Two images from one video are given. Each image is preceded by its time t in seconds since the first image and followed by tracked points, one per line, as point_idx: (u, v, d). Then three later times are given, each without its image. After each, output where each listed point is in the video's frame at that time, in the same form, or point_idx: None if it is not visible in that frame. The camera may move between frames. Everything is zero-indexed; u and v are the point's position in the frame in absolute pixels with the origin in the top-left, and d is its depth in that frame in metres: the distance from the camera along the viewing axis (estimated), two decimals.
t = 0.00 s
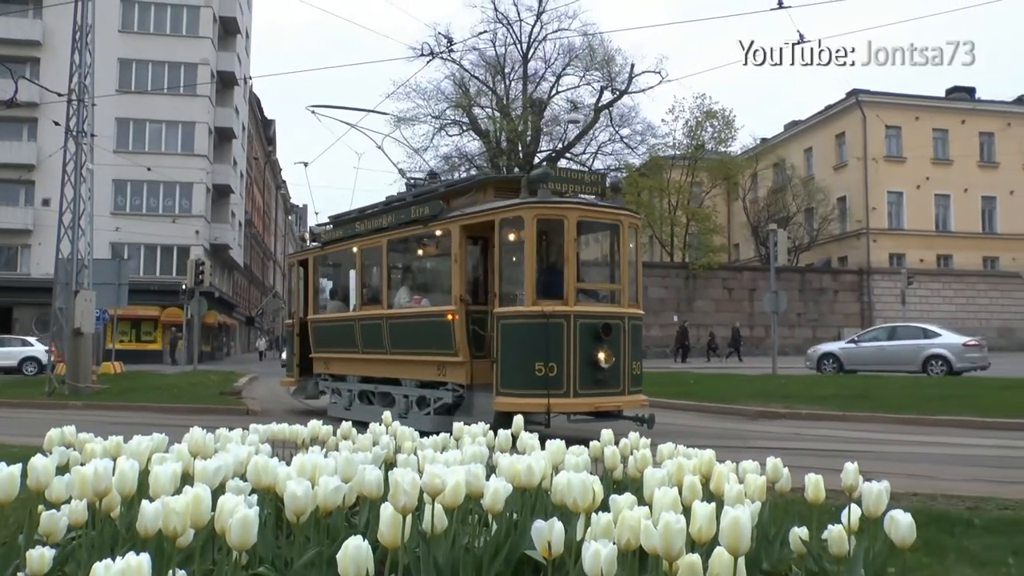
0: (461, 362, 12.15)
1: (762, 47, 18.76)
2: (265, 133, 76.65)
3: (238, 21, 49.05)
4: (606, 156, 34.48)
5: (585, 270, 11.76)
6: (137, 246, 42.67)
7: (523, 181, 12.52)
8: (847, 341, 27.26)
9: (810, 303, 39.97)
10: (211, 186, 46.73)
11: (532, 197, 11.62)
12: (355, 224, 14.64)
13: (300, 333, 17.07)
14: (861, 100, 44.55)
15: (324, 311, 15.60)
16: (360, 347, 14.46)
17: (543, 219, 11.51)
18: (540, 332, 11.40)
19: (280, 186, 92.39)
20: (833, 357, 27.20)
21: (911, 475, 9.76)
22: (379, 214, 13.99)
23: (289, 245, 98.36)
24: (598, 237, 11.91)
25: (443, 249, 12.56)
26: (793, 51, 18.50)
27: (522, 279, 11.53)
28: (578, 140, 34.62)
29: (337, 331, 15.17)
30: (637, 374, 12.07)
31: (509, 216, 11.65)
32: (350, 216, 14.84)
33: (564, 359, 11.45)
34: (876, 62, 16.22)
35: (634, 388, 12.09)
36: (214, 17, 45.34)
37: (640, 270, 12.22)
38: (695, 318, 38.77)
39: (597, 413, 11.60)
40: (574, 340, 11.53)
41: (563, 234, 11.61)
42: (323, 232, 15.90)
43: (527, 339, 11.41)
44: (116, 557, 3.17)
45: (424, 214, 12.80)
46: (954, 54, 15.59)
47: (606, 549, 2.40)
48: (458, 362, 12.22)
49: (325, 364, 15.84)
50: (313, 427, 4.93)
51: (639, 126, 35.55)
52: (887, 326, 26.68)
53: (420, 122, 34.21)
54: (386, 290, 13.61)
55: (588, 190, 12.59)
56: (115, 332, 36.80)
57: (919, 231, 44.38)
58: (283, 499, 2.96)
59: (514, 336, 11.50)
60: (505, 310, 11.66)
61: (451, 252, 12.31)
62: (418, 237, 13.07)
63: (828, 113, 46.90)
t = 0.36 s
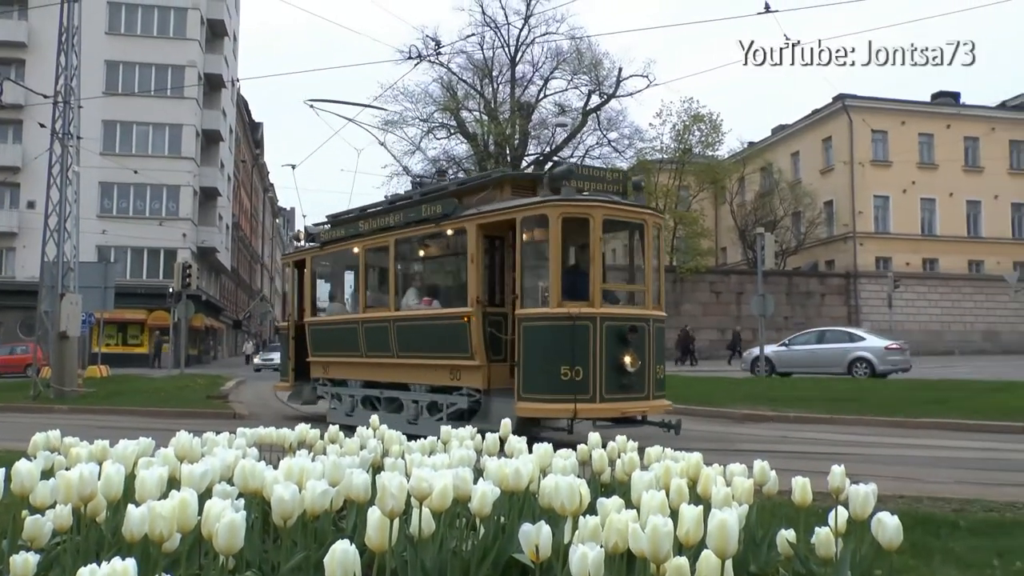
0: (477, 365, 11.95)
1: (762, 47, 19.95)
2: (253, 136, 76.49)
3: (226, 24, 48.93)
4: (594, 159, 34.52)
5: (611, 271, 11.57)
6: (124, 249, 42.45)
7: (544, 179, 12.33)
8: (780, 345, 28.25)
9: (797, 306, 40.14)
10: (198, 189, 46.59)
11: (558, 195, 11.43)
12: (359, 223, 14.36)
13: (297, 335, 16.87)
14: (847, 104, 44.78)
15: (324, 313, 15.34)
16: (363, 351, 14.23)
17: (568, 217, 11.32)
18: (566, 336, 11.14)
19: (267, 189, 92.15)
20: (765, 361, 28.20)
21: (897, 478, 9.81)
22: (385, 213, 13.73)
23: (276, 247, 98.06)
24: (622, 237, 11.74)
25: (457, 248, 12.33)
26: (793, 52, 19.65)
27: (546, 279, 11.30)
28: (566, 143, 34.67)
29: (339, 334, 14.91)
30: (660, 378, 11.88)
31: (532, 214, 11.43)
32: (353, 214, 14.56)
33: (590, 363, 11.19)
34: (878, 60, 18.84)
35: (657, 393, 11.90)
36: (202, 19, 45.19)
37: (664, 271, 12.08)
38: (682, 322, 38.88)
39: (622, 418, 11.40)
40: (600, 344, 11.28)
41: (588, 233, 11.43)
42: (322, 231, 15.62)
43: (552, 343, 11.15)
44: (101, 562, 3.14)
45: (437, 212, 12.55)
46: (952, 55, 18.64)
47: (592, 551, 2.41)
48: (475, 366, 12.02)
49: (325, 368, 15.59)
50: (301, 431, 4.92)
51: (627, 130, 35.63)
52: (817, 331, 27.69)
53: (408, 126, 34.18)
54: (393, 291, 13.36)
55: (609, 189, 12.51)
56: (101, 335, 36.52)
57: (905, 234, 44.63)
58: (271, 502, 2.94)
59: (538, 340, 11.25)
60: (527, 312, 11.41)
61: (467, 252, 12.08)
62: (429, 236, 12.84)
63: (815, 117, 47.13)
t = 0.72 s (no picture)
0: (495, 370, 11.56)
1: (761, 46, 18.14)
2: (238, 140, 76.18)
3: (212, 27, 48.79)
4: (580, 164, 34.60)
5: (639, 273, 11.18)
6: (109, 254, 42.22)
7: (566, 178, 11.94)
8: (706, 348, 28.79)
9: (783, 311, 40.44)
10: (184, 192, 46.46)
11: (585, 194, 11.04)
12: (363, 223, 13.95)
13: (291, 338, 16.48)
14: (832, 110, 45.04)
15: (322, 317, 14.92)
16: (368, 355, 13.81)
17: (596, 217, 10.93)
18: (593, 339, 10.73)
19: (253, 193, 91.81)
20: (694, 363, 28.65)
21: (882, 481, 9.86)
22: (392, 212, 13.33)
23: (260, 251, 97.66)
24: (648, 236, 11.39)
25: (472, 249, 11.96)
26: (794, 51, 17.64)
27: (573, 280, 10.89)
28: (552, 148, 34.69)
29: (340, 338, 14.50)
30: (686, 383, 11.48)
31: (557, 213, 11.02)
32: (357, 214, 14.15)
33: (618, 368, 10.78)
34: (878, 61, 17.69)
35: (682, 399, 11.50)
36: (187, 23, 45.05)
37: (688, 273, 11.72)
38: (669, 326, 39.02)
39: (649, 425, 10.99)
40: (627, 348, 10.87)
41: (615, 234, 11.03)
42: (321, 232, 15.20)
43: (579, 347, 10.73)
44: (84, 569, 3.12)
45: (451, 212, 12.18)
46: (953, 54, 17.25)
47: (579, 556, 2.41)
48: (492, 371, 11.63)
49: (324, 374, 15.18)
50: (286, 436, 4.92)
51: (613, 135, 35.72)
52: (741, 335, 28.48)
53: (394, 130, 34.19)
54: (401, 292, 12.97)
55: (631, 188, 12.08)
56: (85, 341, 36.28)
57: (889, 239, 44.92)
58: (256, 508, 2.93)
59: (563, 344, 10.82)
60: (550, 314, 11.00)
61: (483, 253, 11.68)
62: (442, 236, 12.45)
63: (799, 123, 47.39)
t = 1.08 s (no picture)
0: (511, 376, 11.21)
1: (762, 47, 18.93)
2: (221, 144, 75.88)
3: (195, 30, 48.57)
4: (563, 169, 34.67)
5: (664, 274, 10.88)
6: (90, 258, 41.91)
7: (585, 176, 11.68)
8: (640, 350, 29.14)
9: (765, 315, 40.81)
10: (166, 196, 46.25)
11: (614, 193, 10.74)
12: (364, 223, 13.55)
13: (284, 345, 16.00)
14: (813, 116, 45.32)
15: (320, 322, 14.53)
16: (371, 361, 13.39)
17: (622, 217, 10.63)
18: (621, 341, 10.41)
19: (236, 197, 91.41)
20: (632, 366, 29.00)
21: (864, 484, 9.91)
22: (396, 211, 12.95)
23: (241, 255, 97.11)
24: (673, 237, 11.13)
25: (484, 249, 11.64)
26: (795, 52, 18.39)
27: (598, 282, 10.57)
28: (535, 153, 34.79)
29: (339, 342, 14.09)
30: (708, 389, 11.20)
31: (582, 212, 10.70)
32: (358, 213, 13.76)
33: (646, 372, 10.46)
34: (879, 60, 18.44)
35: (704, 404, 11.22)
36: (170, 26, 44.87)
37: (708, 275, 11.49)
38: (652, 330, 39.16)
39: (676, 430, 10.67)
40: (655, 351, 10.57)
41: (642, 234, 10.73)
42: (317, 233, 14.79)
43: (606, 350, 10.40)
44: None
45: (463, 211, 11.82)
46: (952, 54, 18.44)
47: (563, 560, 2.40)
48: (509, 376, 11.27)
49: (321, 380, 14.73)
50: (269, 441, 4.88)
51: (596, 140, 35.77)
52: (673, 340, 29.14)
53: (377, 134, 34.18)
54: (408, 294, 12.58)
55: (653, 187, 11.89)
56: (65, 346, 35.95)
57: (870, 245, 45.26)
58: (237, 514, 2.91)
59: (588, 347, 10.49)
60: (575, 317, 10.69)
61: (500, 253, 11.33)
62: (452, 236, 12.09)
63: (781, 129, 47.66)
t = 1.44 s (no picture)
0: (530, 382, 10.93)
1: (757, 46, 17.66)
2: (202, 149, 75.44)
3: (177, 34, 48.31)
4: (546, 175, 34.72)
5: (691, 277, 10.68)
6: (69, 263, 41.54)
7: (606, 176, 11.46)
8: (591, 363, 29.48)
9: (747, 321, 41.30)
10: (147, 201, 45.97)
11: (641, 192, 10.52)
12: (369, 224, 13.24)
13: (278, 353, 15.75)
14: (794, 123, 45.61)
15: (320, 326, 14.22)
16: (376, 367, 13.06)
17: (648, 216, 10.41)
18: (648, 346, 10.17)
19: (217, 202, 90.93)
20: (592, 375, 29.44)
21: (844, 489, 9.97)
22: (403, 211, 12.65)
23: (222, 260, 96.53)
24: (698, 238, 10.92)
25: (499, 251, 11.37)
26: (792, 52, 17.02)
27: (625, 284, 10.35)
28: (517, 159, 34.88)
29: (340, 347, 13.76)
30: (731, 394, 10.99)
31: (607, 212, 10.46)
32: (363, 213, 13.46)
33: (674, 377, 10.23)
34: (879, 61, 16.98)
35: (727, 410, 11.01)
36: (151, 30, 44.59)
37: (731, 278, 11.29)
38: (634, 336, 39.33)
39: (704, 436, 10.45)
40: (683, 356, 10.34)
41: (668, 234, 10.53)
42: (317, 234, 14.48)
43: (633, 354, 10.16)
44: None
45: (477, 211, 11.54)
46: (952, 54, 17.11)
47: (546, 566, 2.39)
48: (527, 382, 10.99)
49: (321, 387, 14.39)
50: (250, 447, 4.87)
51: (578, 146, 35.79)
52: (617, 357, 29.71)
53: (359, 139, 34.18)
54: (416, 297, 12.26)
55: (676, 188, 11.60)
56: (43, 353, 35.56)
57: (851, 251, 45.60)
58: (218, 522, 2.89)
59: (613, 352, 10.25)
60: (599, 320, 10.45)
61: (518, 255, 11.07)
62: (465, 236, 11.80)
63: (763, 136, 47.94)
